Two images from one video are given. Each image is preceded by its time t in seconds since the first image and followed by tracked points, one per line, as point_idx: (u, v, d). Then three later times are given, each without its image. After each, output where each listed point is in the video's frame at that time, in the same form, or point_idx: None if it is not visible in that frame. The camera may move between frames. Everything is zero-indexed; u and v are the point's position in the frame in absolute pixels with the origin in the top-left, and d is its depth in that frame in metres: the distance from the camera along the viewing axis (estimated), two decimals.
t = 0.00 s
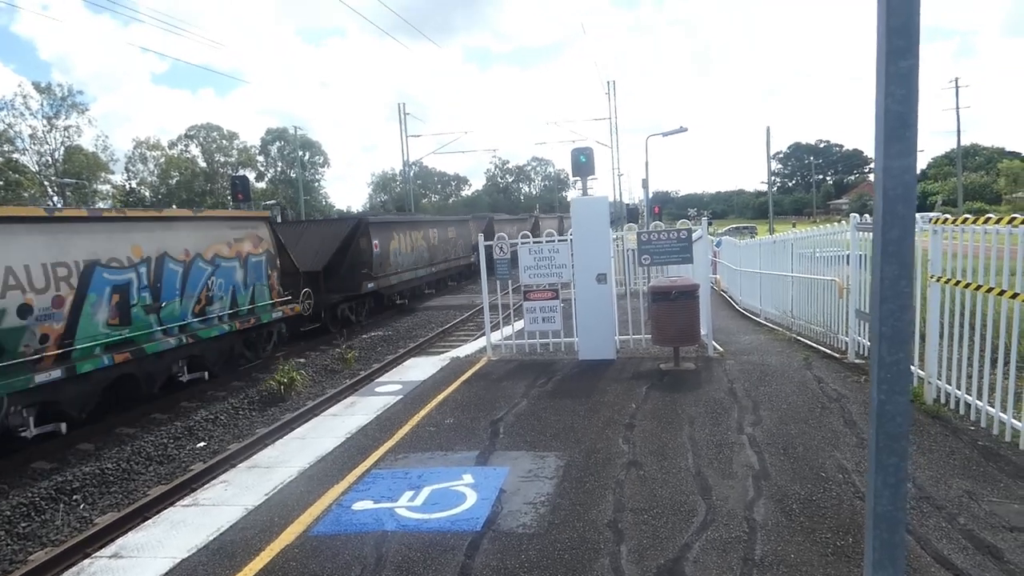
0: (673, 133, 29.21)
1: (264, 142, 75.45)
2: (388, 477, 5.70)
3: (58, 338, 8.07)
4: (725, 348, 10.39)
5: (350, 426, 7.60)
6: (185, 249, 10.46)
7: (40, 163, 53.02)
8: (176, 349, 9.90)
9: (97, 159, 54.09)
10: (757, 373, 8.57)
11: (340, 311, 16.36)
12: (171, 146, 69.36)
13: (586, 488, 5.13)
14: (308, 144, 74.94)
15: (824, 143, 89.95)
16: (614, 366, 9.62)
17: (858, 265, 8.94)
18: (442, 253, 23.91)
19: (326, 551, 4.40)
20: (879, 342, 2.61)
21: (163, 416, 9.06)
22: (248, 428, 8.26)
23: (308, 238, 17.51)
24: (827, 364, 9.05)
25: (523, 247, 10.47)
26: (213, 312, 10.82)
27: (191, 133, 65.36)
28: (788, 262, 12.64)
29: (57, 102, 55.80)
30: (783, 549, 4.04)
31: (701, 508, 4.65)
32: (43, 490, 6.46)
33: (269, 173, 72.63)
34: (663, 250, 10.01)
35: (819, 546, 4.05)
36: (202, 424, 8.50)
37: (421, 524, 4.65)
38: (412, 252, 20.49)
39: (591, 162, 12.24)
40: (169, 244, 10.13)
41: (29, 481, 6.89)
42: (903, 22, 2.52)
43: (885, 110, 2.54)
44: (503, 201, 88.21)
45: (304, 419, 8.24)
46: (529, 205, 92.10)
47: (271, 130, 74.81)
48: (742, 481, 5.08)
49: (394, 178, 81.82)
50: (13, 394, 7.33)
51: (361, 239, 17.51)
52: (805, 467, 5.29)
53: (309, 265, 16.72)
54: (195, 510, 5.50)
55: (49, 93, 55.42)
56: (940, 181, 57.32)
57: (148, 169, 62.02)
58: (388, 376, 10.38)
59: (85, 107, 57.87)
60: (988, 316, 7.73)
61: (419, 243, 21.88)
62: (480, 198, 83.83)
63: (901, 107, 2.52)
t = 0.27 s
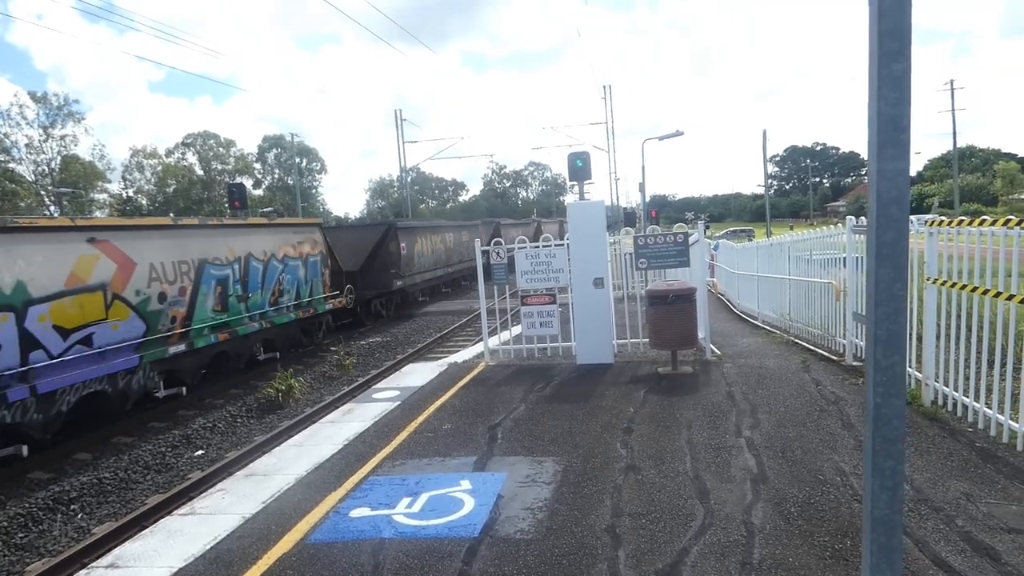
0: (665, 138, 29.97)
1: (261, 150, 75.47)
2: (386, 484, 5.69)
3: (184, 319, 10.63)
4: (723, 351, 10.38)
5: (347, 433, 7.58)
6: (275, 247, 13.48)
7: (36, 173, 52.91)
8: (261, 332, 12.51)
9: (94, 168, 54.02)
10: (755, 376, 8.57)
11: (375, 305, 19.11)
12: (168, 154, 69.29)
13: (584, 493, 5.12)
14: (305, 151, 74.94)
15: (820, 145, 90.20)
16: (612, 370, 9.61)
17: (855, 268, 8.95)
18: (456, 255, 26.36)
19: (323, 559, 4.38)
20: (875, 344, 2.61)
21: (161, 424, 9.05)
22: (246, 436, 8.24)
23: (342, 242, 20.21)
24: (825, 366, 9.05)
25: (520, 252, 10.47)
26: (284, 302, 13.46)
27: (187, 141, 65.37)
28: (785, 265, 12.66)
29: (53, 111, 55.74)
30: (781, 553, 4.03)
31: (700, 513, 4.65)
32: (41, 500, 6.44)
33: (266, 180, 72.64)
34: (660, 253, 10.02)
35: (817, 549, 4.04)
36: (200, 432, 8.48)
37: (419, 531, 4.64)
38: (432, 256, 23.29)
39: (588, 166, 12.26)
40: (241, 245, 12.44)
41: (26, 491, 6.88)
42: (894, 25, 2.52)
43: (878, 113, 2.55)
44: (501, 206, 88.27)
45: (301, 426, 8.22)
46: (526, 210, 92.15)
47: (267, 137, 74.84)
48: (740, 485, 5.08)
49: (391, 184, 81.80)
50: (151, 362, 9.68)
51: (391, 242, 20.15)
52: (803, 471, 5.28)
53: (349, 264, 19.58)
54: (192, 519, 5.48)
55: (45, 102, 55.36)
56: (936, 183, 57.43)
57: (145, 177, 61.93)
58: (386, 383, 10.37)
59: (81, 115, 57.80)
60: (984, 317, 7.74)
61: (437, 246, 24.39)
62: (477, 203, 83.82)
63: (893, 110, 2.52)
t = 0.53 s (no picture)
0: (664, 139, 29.19)
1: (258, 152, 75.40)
2: (383, 486, 5.68)
3: (257, 304, 12.64)
4: (720, 351, 10.39)
5: (345, 435, 7.57)
6: (322, 244, 15.70)
7: (32, 176, 52.76)
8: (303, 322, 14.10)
9: (90, 171, 53.89)
10: (752, 376, 8.57)
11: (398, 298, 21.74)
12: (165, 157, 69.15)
13: (582, 494, 5.11)
14: (302, 153, 74.92)
15: (816, 145, 90.37)
16: (610, 371, 9.61)
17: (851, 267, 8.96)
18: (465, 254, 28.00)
19: (320, 561, 4.37)
20: (870, 343, 2.61)
21: (158, 427, 9.04)
22: (243, 438, 8.22)
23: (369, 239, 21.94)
24: (822, 366, 9.05)
25: (517, 253, 10.48)
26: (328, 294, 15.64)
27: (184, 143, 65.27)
28: (782, 265, 12.68)
29: (49, 115, 55.62)
30: (778, 553, 4.03)
31: (697, 513, 4.65)
32: (38, 503, 6.42)
33: (263, 182, 72.57)
34: (657, 253, 10.03)
35: (815, 549, 4.04)
36: (197, 435, 8.46)
37: (416, 533, 4.63)
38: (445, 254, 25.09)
39: (585, 167, 12.27)
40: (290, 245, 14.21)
41: (23, 495, 6.86)
42: (889, 25, 2.53)
43: (872, 112, 2.55)
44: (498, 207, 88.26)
45: (299, 428, 8.21)
46: (524, 211, 92.15)
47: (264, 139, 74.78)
48: (737, 485, 5.07)
49: (388, 185, 81.73)
50: (234, 339, 11.77)
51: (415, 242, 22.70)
52: (800, 471, 5.29)
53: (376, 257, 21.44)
54: (189, 522, 5.46)
55: (41, 105, 55.22)
56: (932, 182, 57.53)
57: (142, 180, 61.79)
58: (383, 384, 10.35)
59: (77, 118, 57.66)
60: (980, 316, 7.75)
61: (450, 246, 26.50)
62: (474, 204, 83.76)
63: (888, 109, 2.52)
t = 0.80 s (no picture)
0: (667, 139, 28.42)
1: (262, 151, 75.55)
2: (385, 484, 5.68)
3: (315, 291, 14.89)
4: (722, 353, 10.37)
5: (347, 434, 7.58)
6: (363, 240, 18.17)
7: (36, 174, 52.86)
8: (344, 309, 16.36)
9: (94, 169, 54.01)
10: (754, 377, 8.57)
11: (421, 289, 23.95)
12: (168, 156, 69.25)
13: (583, 494, 5.11)
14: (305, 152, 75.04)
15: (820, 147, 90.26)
16: (612, 371, 9.61)
17: (855, 269, 8.94)
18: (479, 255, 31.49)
19: (322, 559, 4.38)
20: (873, 345, 2.60)
21: (161, 425, 9.06)
22: (245, 437, 8.23)
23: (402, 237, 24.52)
24: (824, 368, 9.03)
25: (520, 252, 10.48)
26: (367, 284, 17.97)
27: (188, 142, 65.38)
28: (785, 266, 12.66)
29: (54, 113, 55.77)
30: (780, 554, 4.03)
31: (698, 514, 4.64)
32: (41, 500, 6.44)
33: (266, 181, 72.68)
34: (660, 254, 10.02)
35: (816, 551, 4.04)
36: (199, 433, 8.48)
37: (417, 532, 4.63)
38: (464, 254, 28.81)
39: (588, 167, 12.26)
40: (337, 240, 16.53)
41: (26, 492, 6.88)
42: (894, 26, 2.52)
43: (876, 114, 2.55)
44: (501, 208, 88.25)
45: (301, 427, 8.22)
46: (527, 211, 92.13)
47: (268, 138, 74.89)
48: (739, 486, 5.07)
49: (391, 185, 81.76)
50: (298, 320, 13.92)
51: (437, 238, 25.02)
52: (801, 472, 5.28)
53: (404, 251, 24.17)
54: (191, 519, 5.47)
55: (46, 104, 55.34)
56: (936, 184, 57.39)
57: (145, 178, 61.88)
58: (386, 383, 10.36)
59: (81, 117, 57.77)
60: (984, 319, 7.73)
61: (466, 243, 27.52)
62: (477, 204, 83.75)
63: (892, 110, 2.52)
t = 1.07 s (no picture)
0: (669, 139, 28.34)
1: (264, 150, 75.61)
2: (386, 483, 5.69)
3: (355, 281, 17.32)
4: (723, 352, 10.37)
5: (348, 433, 7.58)
6: (396, 237, 20.73)
7: (38, 174, 52.89)
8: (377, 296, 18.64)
9: (96, 169, 54.05)
10: (755, 377, 8.57)
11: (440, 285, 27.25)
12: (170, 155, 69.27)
13: (584, 493, 5.11)
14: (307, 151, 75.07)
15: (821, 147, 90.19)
16: (613, 370, 9.61)
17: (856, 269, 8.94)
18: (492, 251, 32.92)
19: (323, 558, 4.39)
20: (875, 344, 2.61)
21: (163, 424, 9.08)
22: (247, 436, 8.24)
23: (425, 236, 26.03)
24: (826, 368, 9.03)
25: (522, 251, 10.49)
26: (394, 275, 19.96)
27: (189, 142, 65.44)
28: (787, 266, 12.65)
29: (55, 113, 55.81)
30: (781, 554, 4.03)
31: (699, 513, 4.65)
32: (43, 499, 6.46)
33: (268, 180, 72.71)
34: (661, 254, 10.02)
35: (817, 550, 4.04)
36: (200, 432, 8.49)
37: (419, 531, 4.64)
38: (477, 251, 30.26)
39: (590, 167, 12.26)
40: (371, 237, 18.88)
41: (28, 490, 6.89)
42: (896, 25, 2.53)
43: (878, 114, 2.55)
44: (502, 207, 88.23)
45: (302, 426, 8.23)
46: (528, 211, 92.10)
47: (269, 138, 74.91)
48: (739, 486, 5.07)
49: (393, 184, 81.77)
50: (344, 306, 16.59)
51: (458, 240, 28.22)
52: (803, 472, 5.28)
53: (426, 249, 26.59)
54: (193, 518, 5.48)
55: (48, 103, 55.38)
56: (938, 185, 57.31)
57: (147, 178, 61.90)
58: (387, 382, 10.37)
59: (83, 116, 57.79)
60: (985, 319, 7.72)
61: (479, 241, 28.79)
62: (478, 204, 83.74)
63: (894, 110, 2.52)
